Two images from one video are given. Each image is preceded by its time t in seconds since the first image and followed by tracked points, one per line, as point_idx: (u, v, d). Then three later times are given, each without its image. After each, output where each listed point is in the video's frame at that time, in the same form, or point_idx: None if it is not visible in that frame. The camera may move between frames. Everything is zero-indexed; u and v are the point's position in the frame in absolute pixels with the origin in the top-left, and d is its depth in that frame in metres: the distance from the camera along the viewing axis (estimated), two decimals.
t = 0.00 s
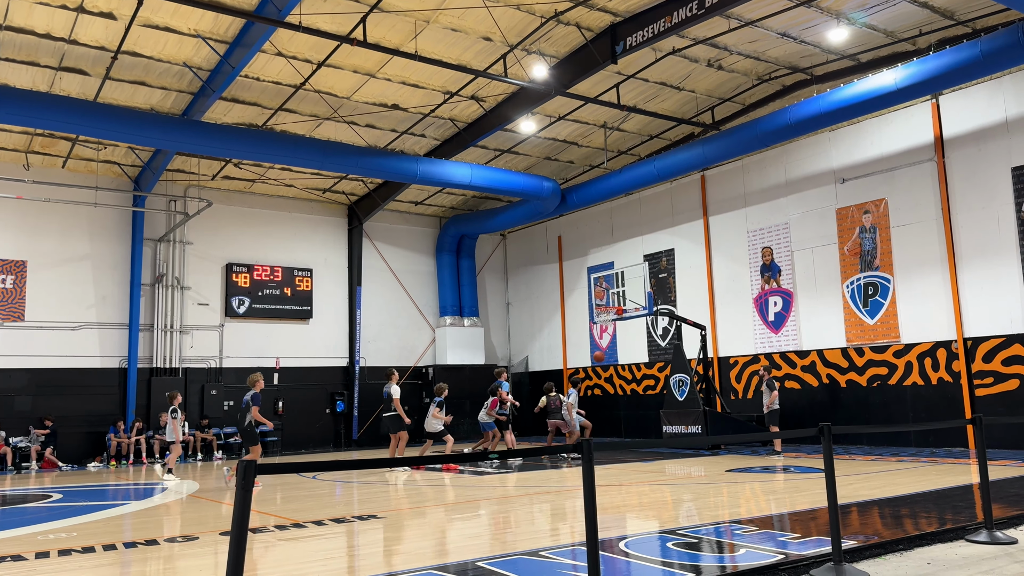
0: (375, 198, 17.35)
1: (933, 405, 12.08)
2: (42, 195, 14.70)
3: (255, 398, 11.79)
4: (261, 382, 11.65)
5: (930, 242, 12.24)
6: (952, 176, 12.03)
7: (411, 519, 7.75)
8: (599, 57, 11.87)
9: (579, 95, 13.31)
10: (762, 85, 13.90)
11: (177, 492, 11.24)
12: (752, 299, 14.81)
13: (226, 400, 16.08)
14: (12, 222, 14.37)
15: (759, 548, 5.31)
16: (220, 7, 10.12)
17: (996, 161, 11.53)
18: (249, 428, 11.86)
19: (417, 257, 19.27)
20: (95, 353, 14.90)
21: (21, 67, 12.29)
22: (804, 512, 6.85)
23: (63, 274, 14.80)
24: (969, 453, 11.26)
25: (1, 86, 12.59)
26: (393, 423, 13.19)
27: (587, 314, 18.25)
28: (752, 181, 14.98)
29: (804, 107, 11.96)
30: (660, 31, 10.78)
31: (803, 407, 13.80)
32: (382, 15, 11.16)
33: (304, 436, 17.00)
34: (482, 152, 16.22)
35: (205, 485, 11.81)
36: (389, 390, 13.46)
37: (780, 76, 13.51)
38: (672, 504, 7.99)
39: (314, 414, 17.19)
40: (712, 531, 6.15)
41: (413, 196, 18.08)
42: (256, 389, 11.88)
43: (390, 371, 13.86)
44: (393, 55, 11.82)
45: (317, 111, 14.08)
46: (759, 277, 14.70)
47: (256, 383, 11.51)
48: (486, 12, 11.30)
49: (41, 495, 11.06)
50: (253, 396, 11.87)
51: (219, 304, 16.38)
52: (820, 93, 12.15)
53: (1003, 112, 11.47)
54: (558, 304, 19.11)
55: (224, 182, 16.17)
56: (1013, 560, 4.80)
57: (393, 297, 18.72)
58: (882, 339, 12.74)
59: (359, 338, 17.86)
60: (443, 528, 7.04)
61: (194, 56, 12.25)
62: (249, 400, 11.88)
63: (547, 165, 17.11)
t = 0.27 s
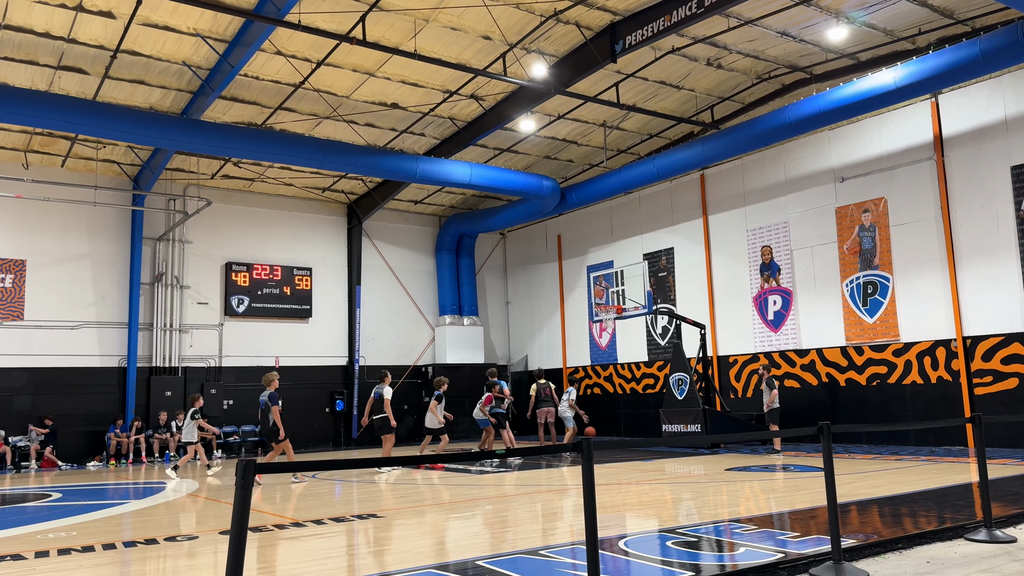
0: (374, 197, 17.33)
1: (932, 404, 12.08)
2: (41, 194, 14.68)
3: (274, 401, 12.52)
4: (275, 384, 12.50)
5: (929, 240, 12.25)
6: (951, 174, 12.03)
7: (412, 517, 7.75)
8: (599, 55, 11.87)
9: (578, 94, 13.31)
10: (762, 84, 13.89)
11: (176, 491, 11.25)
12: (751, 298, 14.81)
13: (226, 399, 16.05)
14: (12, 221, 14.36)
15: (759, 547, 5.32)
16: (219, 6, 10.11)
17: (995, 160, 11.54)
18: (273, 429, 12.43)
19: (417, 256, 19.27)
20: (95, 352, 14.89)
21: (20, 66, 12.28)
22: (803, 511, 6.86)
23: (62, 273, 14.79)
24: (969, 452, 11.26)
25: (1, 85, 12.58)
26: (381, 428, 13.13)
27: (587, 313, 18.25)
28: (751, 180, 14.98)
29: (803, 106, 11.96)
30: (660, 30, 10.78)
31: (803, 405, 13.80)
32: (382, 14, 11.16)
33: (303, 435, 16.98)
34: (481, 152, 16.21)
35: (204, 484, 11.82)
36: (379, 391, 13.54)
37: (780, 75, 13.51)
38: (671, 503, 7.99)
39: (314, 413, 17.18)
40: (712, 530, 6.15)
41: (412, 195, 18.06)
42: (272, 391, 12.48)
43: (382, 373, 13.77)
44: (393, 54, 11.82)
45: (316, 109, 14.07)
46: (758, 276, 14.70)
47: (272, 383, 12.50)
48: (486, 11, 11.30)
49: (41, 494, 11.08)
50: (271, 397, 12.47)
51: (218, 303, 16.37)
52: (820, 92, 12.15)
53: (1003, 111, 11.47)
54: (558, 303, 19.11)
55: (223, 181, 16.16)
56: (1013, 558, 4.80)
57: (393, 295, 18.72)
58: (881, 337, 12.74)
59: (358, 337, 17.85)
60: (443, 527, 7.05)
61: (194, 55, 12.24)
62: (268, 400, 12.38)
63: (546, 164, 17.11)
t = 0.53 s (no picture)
0: (374, 195, 17.31)
1: (932, 402, 12.08)
2: (41, 193, 14.67)
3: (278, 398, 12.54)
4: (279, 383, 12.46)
5: (929, 239, 12.24)
6: (951, 173, 12.03)
7: (412, 516, 7.76)
8: (598, 54, 11.87)
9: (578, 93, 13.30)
10: (761, 82, 13.89)
11: (177, 490, 11.27)
12: (751, 296, 14.81)
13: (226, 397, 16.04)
14: (11, 219, 14.35)
15: (759, 545, 5.33)
16: (219, 4, 10.11)
17: (995, 159, 11.54)
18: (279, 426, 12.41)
19: (417, 255, 19.26)
20: (95, 350, 14.89)
21: (20, 65, 12.28)
22: (802, 509, 6.87)
23: (62, 271, 14.79)
24: (968, 450, 11.27)
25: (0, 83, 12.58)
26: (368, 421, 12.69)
27: (587, 311, 18.25)
28: (751, 179, 14.97)
29: (803, 104, 11.96)
30: (660, 28, 10.77)
31: (803, 404, 13.80)
32: (381, 12, 11.16)
33: (303, 433, 16.98)
34: (481, 150, 16.19)
35: (204, 482, 11.84)
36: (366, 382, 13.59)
37: (779, 74, 13.50)
38: (671, 501, 8.01)
39: (313, 412, 17.18)
40: (711, 528, 6.16)
41: (412, 193, 18.05)
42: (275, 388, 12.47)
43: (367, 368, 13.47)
44: (393, 53, 11.82)
45: (316, 108, 14.06)
46: (758, 274, 14.70)
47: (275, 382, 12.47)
48: (485, 9, 11.29)
49: (41, 493, 11.09)
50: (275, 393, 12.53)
51: (218, 302, 16.37)
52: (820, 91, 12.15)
53: (1003, 109, 11.47)
54: (557, 302, 19.11)
55: (223, 179, 16.15)
56: (1012, 556, 4.80)
57: (393, 294, 18.71)
58: (881, 336, 12.74)
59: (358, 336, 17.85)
60: (442, 526, 7.06)
61: (193, 53, 12.24)
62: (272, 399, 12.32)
63: (546, 163, 17.11)
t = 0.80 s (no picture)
0: (374, 194, 17.29)
1: (932, 401, 12.09)
2: (41, 191, 14.66)
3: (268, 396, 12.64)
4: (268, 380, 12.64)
5: (929, 237, 12.24)
6: (951, 171, 12.03)
7: (412, 514, 7.77)
8: (599, 53, 11.86)
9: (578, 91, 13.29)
10: (761, 81, 13.89)
11: (176, 488, 11.28)
12: (751, 295, 14.81)
13: (226, 396, 16.03)
14: (11, 218, 14.34)
15: (758, 544, 5.33)
16: (218, 3, 10.10)
17: (995, 157, 11.53)
18: (264, 427, 12.21)
19: (417, 253, 19.26)
20: (95, 349, 14.89)
21: (20, 63, 12.27)
22: (802, 508, 6.87)
23: (63, 270, 14.78)
24: (968, 449, 11.27)
25: None
26: (351, 425, 12.09)
27: (587, 310, 18.25)
28: (751, 177, 14.96)
29: (803, 103, 11.95)
30: (660, 27, 10.75)
31: (803, 402, 13.81)
32: (381, 11, 11.16)
33: (303, 432, 16.98)
34: (481, 149, 16.18)
35: (204, 481, 11.84)
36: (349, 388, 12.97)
37: (780, 72, 13.48)
38: (670, 500, 8.01)
39: (313, 411, 17.19)
40: (711, 527, 6.16)
41: (412, 192, 18.03)
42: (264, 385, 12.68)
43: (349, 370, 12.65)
44: (393, 51, 11.82)
45: (316, 106, 14.05)
46: (758, 273, 14.70)
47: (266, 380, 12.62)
48: (485, 8, 11.29)
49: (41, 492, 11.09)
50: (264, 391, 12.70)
51: (218, 300, 16.36)
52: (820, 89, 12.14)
53: (1003, 108, 11.46)
54: (557, 300, 19.11)
55: (223, 178, 16.15)
56: (1012, 555, 4.80)
57: (393, 293, 18.71)
58: (881, 335, 12.75)
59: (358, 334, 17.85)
60: (442, 524, 7.06)
61: (193, 52, 12.23)
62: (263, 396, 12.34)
63: (546, 161, 17.11)
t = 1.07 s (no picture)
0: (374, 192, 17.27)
1: (933, 400, 12.08)
2: (41, 190, 14.66)
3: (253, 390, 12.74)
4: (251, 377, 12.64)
5: (930, 236, 12.24)
6: (952, 169, 12.03)
7: (413, 512, 7.76)
8: (599, 51, 11.86)
9: (579, 90, 13.28)
10: (762, 79, 13.87)
11: (177, 487, 11.29)
12: (752, 294, 14.81)
13: (227, 394, 16.02)
14: (12, 216, 14.33)
15: (758, 542, 5.34)
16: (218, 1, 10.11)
17: (995, 156, 11.53)
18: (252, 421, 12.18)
19: (417, 252, 19.26)
20: (95, 347, 14.89)
21: (20, 61, 12.27)
22: (802, 506, 6.87)
23: (63, 268, 14.77)
24: (969, 447, 11.27)
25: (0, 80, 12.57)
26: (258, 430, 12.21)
27: (587, 309, 18.26)
28: (752, 176, 14.96)
29: (804, 101, 11.94)
30: (660, 25, 10.74)
31: (803, 401, 13.81)
32: (381, 9, 11.17)
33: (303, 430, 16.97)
34: (481, 147, 16.17)
35: (205, 479, 11.85)
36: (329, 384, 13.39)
37: (780, 71, 13.48)
38: (671, 498, 8.01)
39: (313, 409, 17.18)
40: (711, 526, 6.16)
41: (412, 190, 18.02)
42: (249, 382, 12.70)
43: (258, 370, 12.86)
44: (393, 49, 11.84)
45: (316, 105, 14.04)
46: (758, 271, 14.70)
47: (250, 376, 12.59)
48: (486, 6, 11.28)
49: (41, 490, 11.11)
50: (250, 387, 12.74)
51: (219, 299, 16.36)
52: (821, 88, 12.13)
53: (1003, 106, 11.46)
54: (558, 299, 19.11)
55: (224, 176, 16.15)
56: (1012, 554, 4.80)
57: (393, 291, 18.71)
58: (881, 333, 12.75)
59: (359, 333, 17.85)
60: (442, 522, 7.06)
61: (194, 50, 12.24)
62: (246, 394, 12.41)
63: (547, 159, 17.10)
